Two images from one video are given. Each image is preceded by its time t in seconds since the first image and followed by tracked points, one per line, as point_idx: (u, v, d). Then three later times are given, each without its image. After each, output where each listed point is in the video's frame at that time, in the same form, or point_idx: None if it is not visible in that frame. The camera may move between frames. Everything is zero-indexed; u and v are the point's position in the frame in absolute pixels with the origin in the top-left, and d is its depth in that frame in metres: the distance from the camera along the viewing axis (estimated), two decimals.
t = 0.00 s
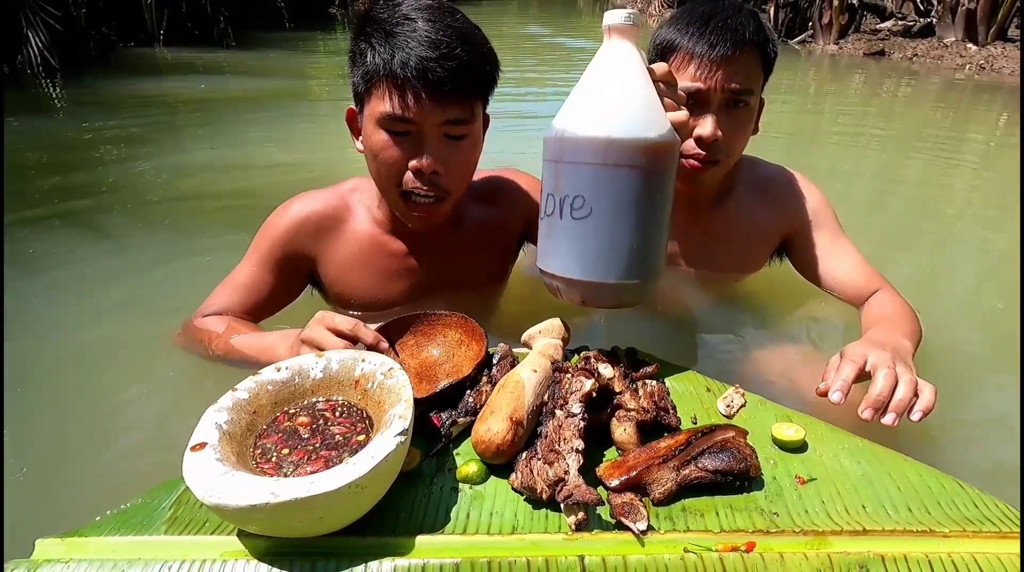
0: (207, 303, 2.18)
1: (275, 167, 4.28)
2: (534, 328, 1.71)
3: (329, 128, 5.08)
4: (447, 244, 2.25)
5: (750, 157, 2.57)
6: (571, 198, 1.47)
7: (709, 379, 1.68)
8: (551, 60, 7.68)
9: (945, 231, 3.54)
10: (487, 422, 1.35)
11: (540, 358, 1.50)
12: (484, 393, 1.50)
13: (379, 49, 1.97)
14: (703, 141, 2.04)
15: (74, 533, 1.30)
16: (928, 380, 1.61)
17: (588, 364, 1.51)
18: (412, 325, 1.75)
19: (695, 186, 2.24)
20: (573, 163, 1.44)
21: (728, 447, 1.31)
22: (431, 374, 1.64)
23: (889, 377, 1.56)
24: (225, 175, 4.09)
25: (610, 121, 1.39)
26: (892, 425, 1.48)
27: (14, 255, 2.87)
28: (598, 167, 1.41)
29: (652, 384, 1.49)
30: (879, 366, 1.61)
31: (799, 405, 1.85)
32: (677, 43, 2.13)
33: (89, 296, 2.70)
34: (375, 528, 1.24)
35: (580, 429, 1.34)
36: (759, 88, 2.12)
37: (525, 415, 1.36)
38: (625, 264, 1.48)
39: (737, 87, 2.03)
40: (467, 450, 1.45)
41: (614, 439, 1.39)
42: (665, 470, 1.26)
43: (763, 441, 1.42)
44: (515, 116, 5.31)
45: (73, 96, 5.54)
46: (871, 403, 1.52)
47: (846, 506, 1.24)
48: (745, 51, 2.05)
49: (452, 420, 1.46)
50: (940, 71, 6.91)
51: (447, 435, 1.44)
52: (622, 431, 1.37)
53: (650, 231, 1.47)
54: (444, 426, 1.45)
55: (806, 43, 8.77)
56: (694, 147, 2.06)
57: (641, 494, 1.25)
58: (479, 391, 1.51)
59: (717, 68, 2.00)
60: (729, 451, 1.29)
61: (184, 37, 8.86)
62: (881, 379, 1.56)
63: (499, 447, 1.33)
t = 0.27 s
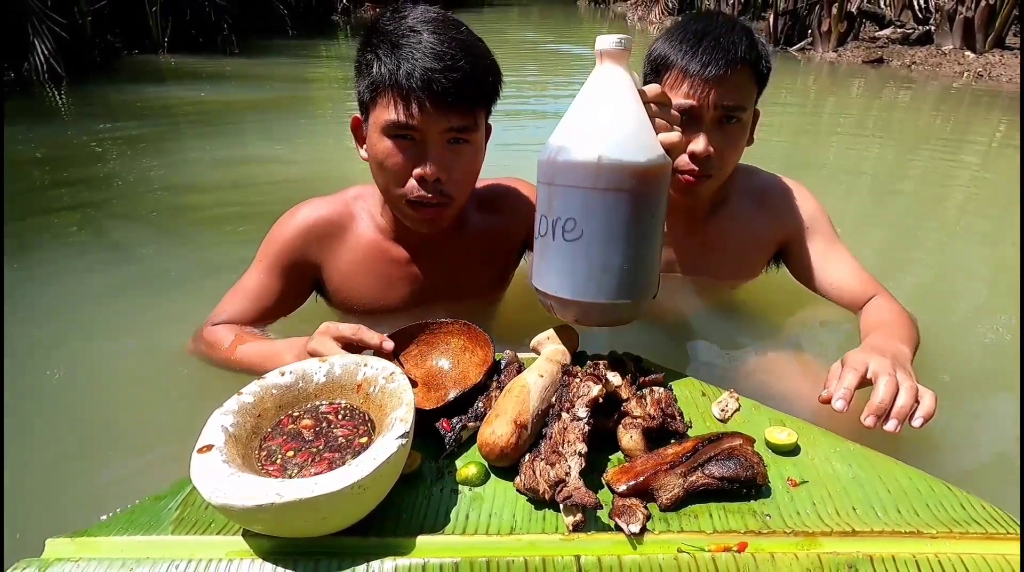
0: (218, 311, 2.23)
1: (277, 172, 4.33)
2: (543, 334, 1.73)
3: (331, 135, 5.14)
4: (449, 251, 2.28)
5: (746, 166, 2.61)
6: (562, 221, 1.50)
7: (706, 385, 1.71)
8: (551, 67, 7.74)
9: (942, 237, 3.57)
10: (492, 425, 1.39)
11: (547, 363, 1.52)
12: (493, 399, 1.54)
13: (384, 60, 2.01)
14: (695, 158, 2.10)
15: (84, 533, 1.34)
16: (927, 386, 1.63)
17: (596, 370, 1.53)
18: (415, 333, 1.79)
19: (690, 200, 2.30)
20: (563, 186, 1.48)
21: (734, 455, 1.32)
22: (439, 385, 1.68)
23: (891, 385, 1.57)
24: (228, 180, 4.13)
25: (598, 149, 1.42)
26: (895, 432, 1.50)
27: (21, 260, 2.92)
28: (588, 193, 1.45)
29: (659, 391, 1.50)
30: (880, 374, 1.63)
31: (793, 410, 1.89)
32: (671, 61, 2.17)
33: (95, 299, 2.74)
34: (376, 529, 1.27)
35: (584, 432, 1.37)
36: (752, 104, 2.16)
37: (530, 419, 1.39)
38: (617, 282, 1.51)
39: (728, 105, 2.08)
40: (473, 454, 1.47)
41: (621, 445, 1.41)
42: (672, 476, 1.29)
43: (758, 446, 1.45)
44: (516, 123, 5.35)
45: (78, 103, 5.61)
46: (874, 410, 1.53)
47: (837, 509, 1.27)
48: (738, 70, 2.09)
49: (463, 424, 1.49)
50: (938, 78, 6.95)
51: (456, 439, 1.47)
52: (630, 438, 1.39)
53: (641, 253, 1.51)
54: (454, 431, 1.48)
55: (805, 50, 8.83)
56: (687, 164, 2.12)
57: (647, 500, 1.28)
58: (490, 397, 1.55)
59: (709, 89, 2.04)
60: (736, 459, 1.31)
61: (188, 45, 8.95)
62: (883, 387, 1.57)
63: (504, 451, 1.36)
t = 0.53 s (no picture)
0: (218, 302, 2.24)
1: (279, 173, 4.34)
2: (540, 331, 1.75)
3: (332, 137, 5.16)
4: (450, 252, 2.30)
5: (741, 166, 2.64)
6: (568, 208, 1.52)
7: (704, 381, 1.72)
8: (552, 70, 7.78)
9: (940, 239, 3.59)
10: (487, 419, 1.41)
11: (544, 359, 1.54)
12: (489, 394, 1.55)
13: (389, 73, 2.03)
14: (693, 158, 2.13)
15: (87, 526, 1.35)
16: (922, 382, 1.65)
17: (593, 366, 1.55)
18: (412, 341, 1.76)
19: (687, 200, 2.32)
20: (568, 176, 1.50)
21: (731, 449, 1.34)
22: (437, 374, 1.61)
23: (884, 381, 1.60)
24: (229, 180, 4.15)
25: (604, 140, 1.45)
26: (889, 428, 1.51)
27: (24, 260, 2.93)
28: (595, 178, 1.47)
29: (657, 387, 1.51)
30: (874, 370, 1.65)
31: (792, 408, 1.90)
32: (667, 62, 2.19)
33: (98, 298, 2.75)
34: (377, 521, 1.28)
35: (581, 427, 1.38)
36: (748, 105, 2.17)
37: (525, 412, 1.40)
38: (622, 272, 1.54)
39: (726, 106, 2.09)
40: (470, 448, 1.49)
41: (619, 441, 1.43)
42: (670, 470, 1.30)
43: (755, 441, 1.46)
44: (517, 126, 5.38)
45: (81, 106, 5.63)
46: (868, 406, 1.55)
47: (834, 502, 1.28)
48: (734, 72, 2.11)
49: (458, 418, 1.51)
50: (937, 83, 6.98)
51: (452, 433, 1.49)
52: (628, 434, 1.41)
53: (645, 241, 1.54)
54: (450, 425, 1.50)
55: (804, 55, 8.87)
56: (684, 163, 2.15)
57: (645, 494, 1.30)
58: (485, 392, 1.56)
59: (706, 89, 2.07)
60: (733, 454, 1.33)
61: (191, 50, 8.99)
62: (876, 383, 1.60)
63: (500, 444, 1.38)
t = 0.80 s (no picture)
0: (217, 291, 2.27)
1: (277, 175, 4.35)
2: (538, 332, 1.77)
3: (331, 140, 5.17)
4: (450, 251, 2.32)
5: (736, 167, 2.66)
6: (542, 184, 1.54)
7: (700, 381, 1.74)
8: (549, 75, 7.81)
9: (935, 242, 3.61)
10: (488, 418, 1.42)
11: (543, 358, 1.55)
12: (489, 393, 1.57)
13: (401, 65, 2.05)
14: (689, 155, 2.14)
15: (90, 525, 1.36)
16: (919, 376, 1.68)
17: (592, 365, 1.56)
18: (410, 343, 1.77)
19: (683, 198, 2.34)
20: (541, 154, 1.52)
21: (729, 447, 1.35)
22: (438, 374, 1.66)
23: (881, 370, 1.63)
24: (228, 182, 4.16)
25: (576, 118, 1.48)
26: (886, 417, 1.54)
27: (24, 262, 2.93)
28: (567, 153, 1.49)
29: (655, 386, 1.52)
30: (871, 360, 1.69)
31: (790, 408, 1.91)
32: (663, 63, 2.22)
33: (98, 300, 2.75)
34: (379, 518, 1.30)
35: (581, 425, 1.40)
36: (742, 104, 2.19)
37: (525, 410, 1.42)
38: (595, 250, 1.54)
39: (721, 104, 2.12)
40: (470, 447, 1.50)
41: (617, 439, 1.45)
42: (668, 467, 1.31)
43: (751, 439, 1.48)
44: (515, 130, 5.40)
45: (80, 110, 5.64)
46: (866, 394, 1.58)
47: (830, 499, 1.30)
48: (729, 71, 2.15)
49: (459, 418, 1.52)
50: (932, 87, 7.02)
51: (453, 432, 1.50)
52: (626, 432, 1.42)
53: (619, 219, 1.54)
54: (451, 424, 1.51)
55: (800, 60, 8.92)
56: (680, 160, 2.17)
57: (644, 491, 1.31)
58: (485, 391, 1.58)
59: (701, 87, 2.09)
60: (730, 451, 1.34)
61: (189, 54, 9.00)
62: (874, 372, 1.63)
63: (501, 442, 1.40)
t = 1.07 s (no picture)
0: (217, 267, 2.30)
1: (274, 179, 4.37)
2: (533, 335, 1.81)
3: (327, 145, 5.19)
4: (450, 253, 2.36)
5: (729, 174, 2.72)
6: (426, 141, 1.34)
7: (693, 382, 1.78)
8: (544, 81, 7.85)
9: (925, 245, 3.66)
10: (485, 418, 1.45)
11: (539, 360, 1.59)
12: (486, 394, 1.60)
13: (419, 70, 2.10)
14: (679, 156, 2.20)
15: (94, 525, 1.38)
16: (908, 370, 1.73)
17: (587, 365, 1.60)
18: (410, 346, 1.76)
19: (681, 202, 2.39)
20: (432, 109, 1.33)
21: (721, 445, 1.39)
22: (437, 374, 1.64)
23: (870, 362, 1.69)
24: (224, 186, 4.17)
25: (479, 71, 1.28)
26: (874, 409, 1.58)
27: (21, 267, 2.95)
28: (448, 106, 1.29)
29: (649, 386, 1.56)
30: (861, 353, 1.74)
31: (782, 407, 1.95)
32: (652, 68, 2.32)
33: (95, 304, 2.77)
34: (379, 517, 1.32)
35: (576, 424, 1.43)
36: (732, 108, 2.24)
37: (521, 410, 1.45)
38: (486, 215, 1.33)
39: (709, 105, 2.17)
40: (468, 447, 1.53)
41: (612, 438, 1.48)
42: (661, 465, 1.35)
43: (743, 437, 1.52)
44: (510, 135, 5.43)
45: (75, 116, 5.64)
46: (854, 386, 1.63)
47: (819, 494, 1.34)
48: (715, 74, 2.20)
49: (457, 417, 1.55)
50: (921, 92, 7.10)
51: (451, 433, 1.53)
52: (620, 431, 1.46)
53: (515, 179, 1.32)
54: (449, 424, 1.54)
55: (792, 65, 9.01)
56: (670, 162, 2.22)
57: (638, 488, 1.34)
58: (482, 392, 1.61)
59: (688, 89, 2.17)
60: (722, 449, 1.37)
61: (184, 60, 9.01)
62: (863, 364, 1.68)
63: (498, 441, 1.42)
